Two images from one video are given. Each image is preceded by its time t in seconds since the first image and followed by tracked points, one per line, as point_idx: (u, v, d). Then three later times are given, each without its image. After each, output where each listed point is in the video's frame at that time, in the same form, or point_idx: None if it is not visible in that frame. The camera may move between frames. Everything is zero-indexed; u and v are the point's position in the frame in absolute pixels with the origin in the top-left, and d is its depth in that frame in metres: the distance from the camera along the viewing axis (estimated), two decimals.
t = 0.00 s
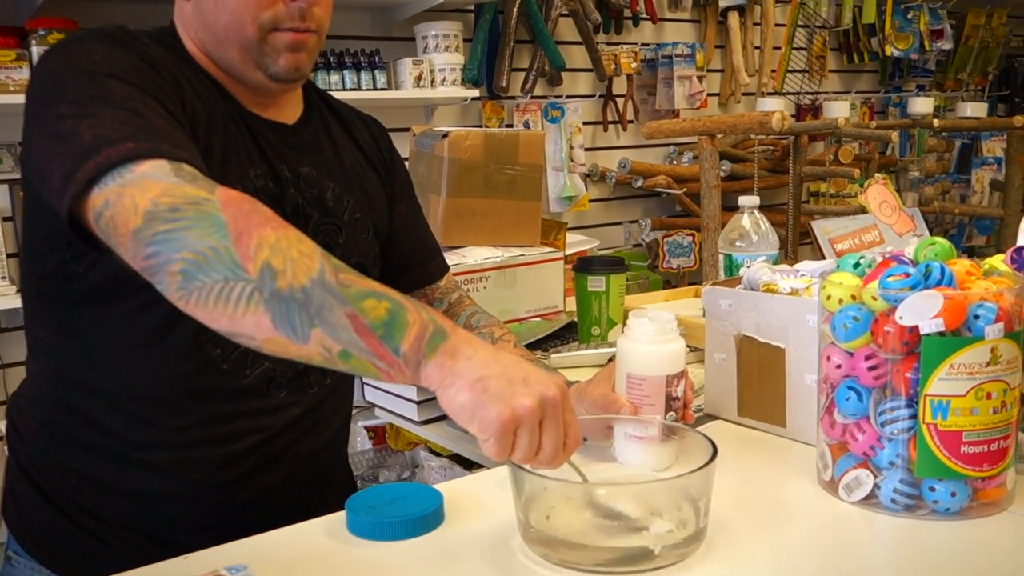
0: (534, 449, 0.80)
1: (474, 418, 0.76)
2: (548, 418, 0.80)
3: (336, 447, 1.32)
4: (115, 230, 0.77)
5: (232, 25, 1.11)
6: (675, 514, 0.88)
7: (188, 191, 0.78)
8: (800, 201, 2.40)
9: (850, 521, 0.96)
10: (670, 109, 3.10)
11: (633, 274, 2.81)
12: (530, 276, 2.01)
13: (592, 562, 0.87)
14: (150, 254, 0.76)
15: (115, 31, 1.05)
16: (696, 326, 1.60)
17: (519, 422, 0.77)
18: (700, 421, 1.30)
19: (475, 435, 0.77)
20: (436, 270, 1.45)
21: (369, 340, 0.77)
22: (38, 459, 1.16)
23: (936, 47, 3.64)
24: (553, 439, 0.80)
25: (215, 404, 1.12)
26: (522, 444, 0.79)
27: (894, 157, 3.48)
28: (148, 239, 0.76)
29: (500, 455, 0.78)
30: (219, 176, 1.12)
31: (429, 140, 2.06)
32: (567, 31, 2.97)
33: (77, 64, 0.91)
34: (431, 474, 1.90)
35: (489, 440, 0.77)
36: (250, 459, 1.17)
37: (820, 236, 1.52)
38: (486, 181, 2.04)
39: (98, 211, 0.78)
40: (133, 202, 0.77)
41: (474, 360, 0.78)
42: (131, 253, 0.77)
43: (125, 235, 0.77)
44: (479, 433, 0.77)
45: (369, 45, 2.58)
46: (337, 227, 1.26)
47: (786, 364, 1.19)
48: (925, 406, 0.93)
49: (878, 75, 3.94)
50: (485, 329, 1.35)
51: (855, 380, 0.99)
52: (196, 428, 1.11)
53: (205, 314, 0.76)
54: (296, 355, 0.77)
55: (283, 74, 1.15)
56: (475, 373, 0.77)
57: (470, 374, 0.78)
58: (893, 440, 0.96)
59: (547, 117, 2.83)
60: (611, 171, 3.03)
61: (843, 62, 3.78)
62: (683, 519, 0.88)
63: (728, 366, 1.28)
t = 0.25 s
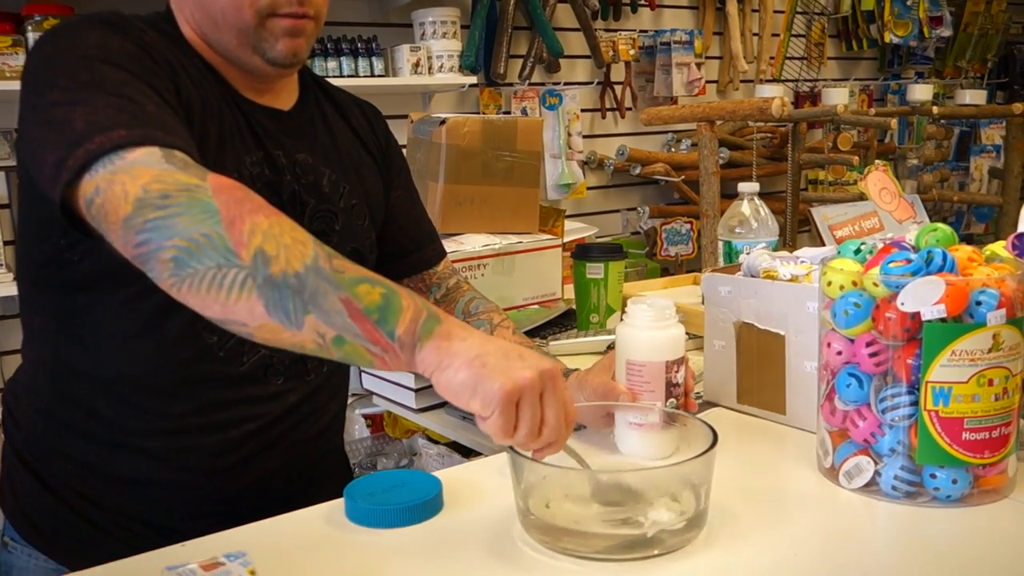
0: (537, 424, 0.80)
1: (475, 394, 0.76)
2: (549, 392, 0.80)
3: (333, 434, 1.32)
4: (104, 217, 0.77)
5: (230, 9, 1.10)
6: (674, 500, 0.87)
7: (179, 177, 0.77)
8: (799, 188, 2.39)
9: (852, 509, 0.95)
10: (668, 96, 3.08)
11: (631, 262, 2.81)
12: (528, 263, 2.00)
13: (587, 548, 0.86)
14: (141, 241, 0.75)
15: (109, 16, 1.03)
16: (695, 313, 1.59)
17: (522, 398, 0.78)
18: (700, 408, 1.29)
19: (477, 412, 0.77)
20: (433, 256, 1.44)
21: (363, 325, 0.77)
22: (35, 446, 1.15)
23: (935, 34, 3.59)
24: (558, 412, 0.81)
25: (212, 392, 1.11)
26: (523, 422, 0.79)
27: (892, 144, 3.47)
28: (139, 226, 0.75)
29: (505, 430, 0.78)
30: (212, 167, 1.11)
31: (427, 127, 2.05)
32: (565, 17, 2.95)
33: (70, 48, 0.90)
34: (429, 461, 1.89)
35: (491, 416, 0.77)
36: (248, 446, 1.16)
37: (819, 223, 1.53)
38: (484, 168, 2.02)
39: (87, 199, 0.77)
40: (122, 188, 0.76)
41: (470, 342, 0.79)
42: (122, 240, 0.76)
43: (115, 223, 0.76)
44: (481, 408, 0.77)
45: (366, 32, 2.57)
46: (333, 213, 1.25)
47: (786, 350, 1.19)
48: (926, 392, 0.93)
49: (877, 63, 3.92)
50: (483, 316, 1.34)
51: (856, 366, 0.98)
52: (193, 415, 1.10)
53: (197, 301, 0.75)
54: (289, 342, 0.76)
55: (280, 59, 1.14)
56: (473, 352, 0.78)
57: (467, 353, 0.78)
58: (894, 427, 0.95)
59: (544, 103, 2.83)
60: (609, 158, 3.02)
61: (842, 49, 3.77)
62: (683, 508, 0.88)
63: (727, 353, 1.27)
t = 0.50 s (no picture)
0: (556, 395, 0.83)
1: (494, 373, 0.78)
2: (556, 360, 0.84)
3: (339, 432, 1.31)
4: (107, 217, 0.76)
5: (240, 6, 1.09)
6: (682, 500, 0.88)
7: (184, 178, 0.77)
8: (804, 185, 2.38)
9: (862, 509, 0.94)
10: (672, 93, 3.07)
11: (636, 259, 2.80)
12: (533, 261, 2.00)
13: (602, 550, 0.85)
14: (144, 241, 0.74)
15: (113, 14, 1.03)
16: (702, 311, 1.58)
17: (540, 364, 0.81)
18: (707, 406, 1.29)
19: (499, 389, 0.79)
20: (439, 253, 1.43)
21: (367, 325, 0.77)
22: (42, 444, 1.15)
23: (940, 30, 3.58)
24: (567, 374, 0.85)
25: (218, 391, 1.11)
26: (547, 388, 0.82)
27: (897, 141, 3.46)
28: (142, 226, 0.75)
29: (529, 402, 0.80)
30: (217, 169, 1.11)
31: (432, 124, 2.04)
32: (568, 14, 2.94)
33: (74, 47, 0.89)
34: (434, 459, 1.89)
35: (514, 392, 0.80)
36: (254, 444, 1.16)
37: (826, 220, 1.54)
38: (488, 166, 2.02)
39: (90, 198, 0.76)
40: (126, 188, 0.75)
41: (469, 335, 0.81)
42: (123, 241, 0.75)
43: (118, 222, 0.75)
44: (502, 386, 0.79)
45: (369, 29, 2.56)
46: (338, 212, 1.24)
47: (795, 348, 1.18)
48: (936, 391, 0.92)
49: (880, 59, 3.91)
50: (487, 317, 1.32)
51: (866, 364, 0.97)
52: (199, 414, 1.10)
53: (200, 301, 0.74)
54: (291, 344, 0.76)
55: (290, 57, 1.13)
56: (476, 340, 0.80)
57: (473, 341, 0.80)
58: (905, 425, 0.95)
59: (548, 101, 2.82)
60: (613, 155, 3.01)
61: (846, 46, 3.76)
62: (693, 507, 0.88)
63: (735, 351, 1.27)
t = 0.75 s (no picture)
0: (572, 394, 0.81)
1: (507, 371, 0.77)
2: (569, 359, 0.83)
3: (353, 433, 1.31)
4: (120, 218, 0.76)
5: (258, 4, 1.09)
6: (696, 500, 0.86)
7: (197, 179, 0.77)
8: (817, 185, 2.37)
9: (878, 509, 0.94)
10: (684, 93, 3.07)
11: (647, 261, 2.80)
12: (545, 262, 1.99)
13: (613, 550, 0.85)
14: (156, 243, 0.74)
15: (127, 16, 1.03)
16: (716, 312, 1.58)
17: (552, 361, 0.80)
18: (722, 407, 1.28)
19: (514, 389, 0.78)
20: (453, 252, 1.43)
21: (380, 326, 0.78)
22: (57, 445, 1.15)
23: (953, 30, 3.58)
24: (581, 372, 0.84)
25: (232, 391, 1.11)
26: (562, 387, 0.80)
27: (909, 141, 3.44)
28: (155, 227, 0.75)
29: (546, 400, 0.79)
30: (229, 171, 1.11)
31: (444, 125, 2.04)
32: (580, 15, 2.94)
33: (89, 49, 0.90)
34: (446, 461, 1.89)
35: (529, 391, 0.78)
36: (268, 445, 1.16)
37: (840, 220, 1.53)
38: (500, 167, 2.02)
39: (104, 199, 0.77)
40: (140, 188, 0.75)
41: (480, 337, 0.80)
42: (136, 242, 0.76)
43: (130, 223, 0.75)
44: (516, 385, 0.78)
45: (381, 31, 2.56)
46: (351, 213, 1.24)
47: (810, 349, 1.17)
48: (955, 391, 0.91)
49: (893, 59, 3.90)
50: (502, 317, 1.32)
51: (883, 365, 0.97)
52: (212, 415, 1.10)
53: (211, 303, 0.74)
54: (303, 345, 0.76)
55: (304, 58, 1.13)
56: (488, 342, 0.79)
57: (485, 343, 0.79)
58: (922, 426, 0.94)
59: (559, 102, 2.82)
60: (625, 156, 3.00)
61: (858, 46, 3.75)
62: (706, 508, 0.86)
63: (750, 352, 1.26)
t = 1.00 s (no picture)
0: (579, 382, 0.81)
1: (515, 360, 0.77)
2: (577, 349, 0.83)
3: (364, 430, 1.31)
4: (127, 215, 0.77)
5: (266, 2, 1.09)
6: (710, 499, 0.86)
7: (203, 176, 0.77)
8: (830, 182, 2.35)
9: (893, 506, 0.94)
10: (695, 90, 3.06)
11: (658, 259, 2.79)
12: (557, 259, 1.99)
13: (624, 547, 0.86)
14: (162, 240, 0.75)
15: (136, 15, 1.04)
16: (729, 309, 1.57)
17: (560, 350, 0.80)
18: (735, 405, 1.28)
19: (520, 379, 0.77)
20: (463, 248, 1.43)
21: (387, 321, 0.78)
22: (70, 442, 1.16)
23: (966, 26, 3.49)
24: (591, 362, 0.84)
25: (242, 388, 1.11)
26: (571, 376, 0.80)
27: (922, 138, 3.42)
28: (161, 225, 0.75)
29: (553, 389, 0.78)
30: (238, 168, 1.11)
31: (454, 123, 2.04)
32: (590, 12, 2.94)
33: (98, 49, 0.90)
34: (458, 459, 1.89)
35: (537, 380, 0.78)
36: (279, 442, 1.16)
37: (854, 215, 1.52)
38: (512, 164, 2.02)
39: (111, 196, 0.77)
40: (146, 186, 0.76)
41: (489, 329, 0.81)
42: (143, 240, 0.76)
43: (137, 220, 0.76)
44: (523, 375, 0.78)
45: (391, 29, 2.57)
46: (361, 209, 1.25)
47: (825, 346, 1.17)
48: (971, 388, 0.91)
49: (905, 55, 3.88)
50: (514, 314, 1.32)
51: (898, 361, 0.97)
52: (224, 411, 1.11)
53: (219, 299, 0.75)
54: (310, 340, 0.76)
55: (311, 58, 1.13)
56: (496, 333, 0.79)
57: (491, 336, 0.79)
58: (938, 423, 0.93)
59: (571, 99, 2.82)
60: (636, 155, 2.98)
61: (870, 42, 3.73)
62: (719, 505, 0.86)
63: (763, 349, 1.26)
